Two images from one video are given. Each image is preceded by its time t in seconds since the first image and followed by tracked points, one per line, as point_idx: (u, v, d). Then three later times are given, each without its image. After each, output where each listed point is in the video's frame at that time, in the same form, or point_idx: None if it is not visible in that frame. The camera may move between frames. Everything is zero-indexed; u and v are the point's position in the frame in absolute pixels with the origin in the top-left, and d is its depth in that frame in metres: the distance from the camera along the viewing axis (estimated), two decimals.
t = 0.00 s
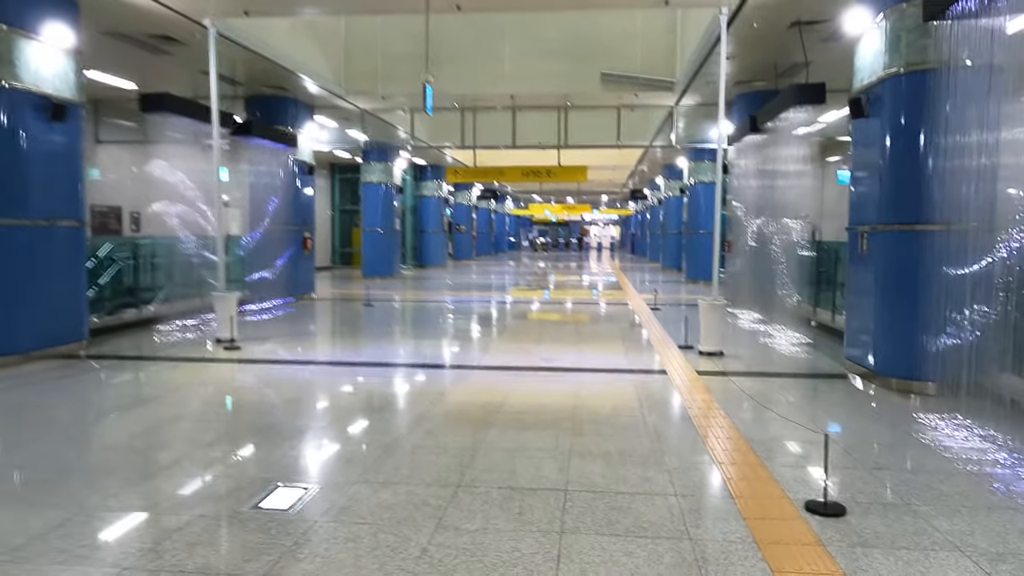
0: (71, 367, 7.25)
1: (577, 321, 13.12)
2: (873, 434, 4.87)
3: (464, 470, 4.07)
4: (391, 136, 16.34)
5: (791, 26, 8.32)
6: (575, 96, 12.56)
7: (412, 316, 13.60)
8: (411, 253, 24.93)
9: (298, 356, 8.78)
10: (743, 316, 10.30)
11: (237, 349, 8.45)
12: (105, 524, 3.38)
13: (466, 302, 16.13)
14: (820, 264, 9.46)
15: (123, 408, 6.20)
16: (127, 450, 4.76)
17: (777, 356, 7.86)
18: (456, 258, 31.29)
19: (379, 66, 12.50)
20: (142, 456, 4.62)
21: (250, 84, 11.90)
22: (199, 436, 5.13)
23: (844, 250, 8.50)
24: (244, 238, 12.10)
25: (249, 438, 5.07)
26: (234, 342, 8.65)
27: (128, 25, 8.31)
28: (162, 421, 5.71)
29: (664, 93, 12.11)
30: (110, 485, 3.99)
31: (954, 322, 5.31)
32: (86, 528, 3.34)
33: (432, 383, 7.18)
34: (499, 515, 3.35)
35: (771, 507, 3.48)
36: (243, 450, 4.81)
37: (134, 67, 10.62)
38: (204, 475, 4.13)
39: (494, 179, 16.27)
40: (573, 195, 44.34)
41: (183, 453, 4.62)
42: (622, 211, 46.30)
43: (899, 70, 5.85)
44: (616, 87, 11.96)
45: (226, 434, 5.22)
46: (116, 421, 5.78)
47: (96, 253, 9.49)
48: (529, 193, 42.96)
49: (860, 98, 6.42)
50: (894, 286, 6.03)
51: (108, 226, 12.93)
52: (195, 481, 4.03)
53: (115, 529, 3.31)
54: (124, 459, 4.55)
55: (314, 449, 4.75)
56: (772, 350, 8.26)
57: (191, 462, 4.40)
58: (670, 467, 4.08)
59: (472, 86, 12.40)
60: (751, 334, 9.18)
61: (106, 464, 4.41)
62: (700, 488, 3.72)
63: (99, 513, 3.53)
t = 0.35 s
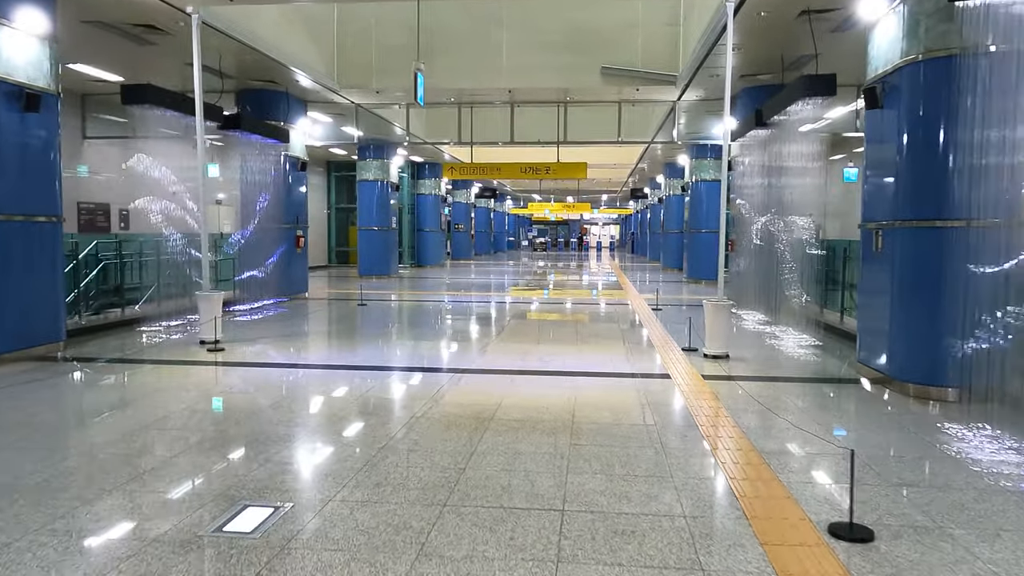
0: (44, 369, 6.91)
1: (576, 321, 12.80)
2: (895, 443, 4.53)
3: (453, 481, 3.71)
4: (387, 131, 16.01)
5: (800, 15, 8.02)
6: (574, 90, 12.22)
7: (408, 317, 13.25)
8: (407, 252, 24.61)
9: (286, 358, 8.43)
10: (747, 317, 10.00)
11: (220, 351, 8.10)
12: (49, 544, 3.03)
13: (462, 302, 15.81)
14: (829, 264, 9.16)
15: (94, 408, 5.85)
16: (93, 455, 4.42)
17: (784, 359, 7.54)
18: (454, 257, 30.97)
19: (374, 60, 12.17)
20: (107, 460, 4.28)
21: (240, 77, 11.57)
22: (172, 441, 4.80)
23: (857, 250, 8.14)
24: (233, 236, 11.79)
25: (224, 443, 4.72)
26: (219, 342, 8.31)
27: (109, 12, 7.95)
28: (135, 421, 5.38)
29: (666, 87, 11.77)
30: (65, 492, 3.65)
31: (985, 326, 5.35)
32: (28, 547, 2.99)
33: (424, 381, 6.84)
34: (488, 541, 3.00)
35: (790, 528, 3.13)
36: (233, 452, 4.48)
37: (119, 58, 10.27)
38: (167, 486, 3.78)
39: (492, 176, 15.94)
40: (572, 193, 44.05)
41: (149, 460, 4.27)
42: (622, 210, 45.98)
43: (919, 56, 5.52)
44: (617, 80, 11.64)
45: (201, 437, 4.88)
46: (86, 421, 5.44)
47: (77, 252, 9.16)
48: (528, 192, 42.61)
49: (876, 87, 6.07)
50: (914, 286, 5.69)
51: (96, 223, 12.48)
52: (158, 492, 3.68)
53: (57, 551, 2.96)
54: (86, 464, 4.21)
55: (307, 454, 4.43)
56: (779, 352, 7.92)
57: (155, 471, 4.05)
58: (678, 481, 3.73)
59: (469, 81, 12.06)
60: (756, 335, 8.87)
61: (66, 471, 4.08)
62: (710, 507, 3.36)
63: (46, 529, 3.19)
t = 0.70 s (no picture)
0: (15, 381, 6.57)
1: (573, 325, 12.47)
2: (919, 464, 4.21)
3: (441, 513, 3.37)
4: (381, 131, 15.67)
5: (807, 10, 7.75)
6: (572, 89, 11.90)
7: (402, 320, 12.92)
8: (402, 254, 24.26)
9: (271, 366, 8.10)
10: (751, 323, 9.70)
11: (202, 360, 7.73)
12: None
13: (458, 305, 15.48)
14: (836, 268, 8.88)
15: (63, 423, 5.52)
16: (52, 478, 4.11)
17: (793, 368, 7.22)
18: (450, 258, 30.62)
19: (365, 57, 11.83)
20: (64, 485, 3.94)
21: (227, 75, 11.23)
22: (140, 459, 4.48)
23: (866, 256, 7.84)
24: (221, 238, 11.32)
25: (195, 462, 4.39)
26: (201, 350, 7.97)
27: (85, 6, 7.60)
28: (104, 440, 5.05)
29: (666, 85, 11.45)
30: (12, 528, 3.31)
31: (1017, 338, 5.11)
32: None
33: (416, 392, 6.50)
34: None
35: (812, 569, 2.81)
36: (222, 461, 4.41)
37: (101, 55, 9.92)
38: (126, 517, 3.45)
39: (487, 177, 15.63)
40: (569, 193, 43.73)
41: (111, 484, 3.94)
42: (619, 210, 45.64)
43: (941, 49, 5.23)
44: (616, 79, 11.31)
45: (169, 455, 4.55)
46: (53, 439, 5.11)
47: (57, 257, 8.85)
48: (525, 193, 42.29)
49: (890, 84, 5.77)
50: (934, 294, 5.41)
51: (80, 225, 12.38)
52: (116, 524, 3.36)
53: None
54: (42, 489, 3.89)
55: (299, 464, 4.30)
56: (786, 361, 7.61)
57: (116, 498, 3.72)
58: (688, 511, 3.40)
59: (463, 79, 11.73)
60: (761, 343, 8.59)
61: (19, 497, 3.76)
62: (725, 546, 3.02)
63: None
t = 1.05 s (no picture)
0: None
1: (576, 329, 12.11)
2: (962, 487, 3.85)
3: (439, 548, 3.02)
4: (380, 131, 15.34)
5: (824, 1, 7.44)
6: (575, 86, 11.56)
7: (401, 325, 12.58)
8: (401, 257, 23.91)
9: (263, 373, 7.77)
10: (762, 329, 9.39)
11: (190, 369, 7.35)
12: None
13: (458, 309, 15.14)
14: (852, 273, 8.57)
15: (37, 436, 5.16)
16: (17, 501, 3.77)
17: (810, 378, 6.86)
18: (450, 261, 30.26)
19: (363, 54, 11.51)
20: (27, 511, 3.59)
21: (221, 73, 10.91)
22: (114, 479, 4.14)
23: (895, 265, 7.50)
24: (215, 239, 10.99)
25: (173, 482, 4.06)
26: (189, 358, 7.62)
27: None
28: (79, 455, 4.71)
29: (673, 82, 11.11)
30: None
31: None
32: None
33: (415, 402, 6.17)
34: None
35: None
36: (217, 471, 4.27)
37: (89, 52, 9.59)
38: (85, 552, 3.09)
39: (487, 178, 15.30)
40: (570, 196, 43.42)
41: (80, 510, 3.60)
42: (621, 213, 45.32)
43: (974, 38, 4.90)
44: (621, 76, 10.98)
45: (146, 474, 4.21)
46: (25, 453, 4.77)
47: (43, 261, 8.53)
48: (525, 195, 41.99)
49: (918, 76, 5.42)
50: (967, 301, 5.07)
51: (71, 227, 11.87)
52: (73, 561, 2.99)
53: None
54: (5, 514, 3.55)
55: (296, 472, 4.21)
56: (801, 369, 7.26)
57: (84, 526, 3.38)
58: (715, 546, 3.05)
59: (464, 76, 11.39)
60: (774, 350, 8.26)
61: None
62: None
63: None
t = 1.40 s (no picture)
0: None
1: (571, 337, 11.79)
2: (994, 514, 3.52)
3: None
4: (371, 136, 15.03)
5: None
6: (570, 89, 11.26)
7: (391, 333, 12.23)
8: (393, 264, 23.57)
9: (243, 385, 7.41)
10: (764, 338, 9.12)
11: (165, 382, 6.99)
12: None
13: (451, 317, 14.81)
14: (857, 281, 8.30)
15: None
16: None
17: (816, 390, 6.55)
18: (443, 269, 29.89)
19: (351, 56, 11.20)
20: None
21: (204, 75, 10.56)
22: (65, 505, 3.77)
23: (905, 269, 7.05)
24: (194, 248, 10.76)
25: (129, 509, 3.68)
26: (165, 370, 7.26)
27: None
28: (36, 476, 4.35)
29: (670, 85, 10.82)
30: None
31: None
32: None
33: (402, 415, 5.82)
34: None
35: None
36: (201, 484, 4.13)
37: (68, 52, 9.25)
38: None
39: (480, 183, 14.98)
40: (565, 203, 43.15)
41: (23, 544, 3.24)
42: (616, 219, 45.07)
43: (993, 31, 4.60)
44: (617, 78, 10.70)
45: (102, 497, 3.84)
46: None
47: (16, 269, 8.17)
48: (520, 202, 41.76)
49: (933, 72, 5.11)
50: (986, 312, 4.77)
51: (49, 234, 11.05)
52: None
53: None
54: None
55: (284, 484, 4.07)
56: (806, 381, 6.94)
57: (23, 565, 3.01)
58: None
59: (456, 78, 11.09)
60: (777, 361, 7.97)
61: None
62: None
63: None
